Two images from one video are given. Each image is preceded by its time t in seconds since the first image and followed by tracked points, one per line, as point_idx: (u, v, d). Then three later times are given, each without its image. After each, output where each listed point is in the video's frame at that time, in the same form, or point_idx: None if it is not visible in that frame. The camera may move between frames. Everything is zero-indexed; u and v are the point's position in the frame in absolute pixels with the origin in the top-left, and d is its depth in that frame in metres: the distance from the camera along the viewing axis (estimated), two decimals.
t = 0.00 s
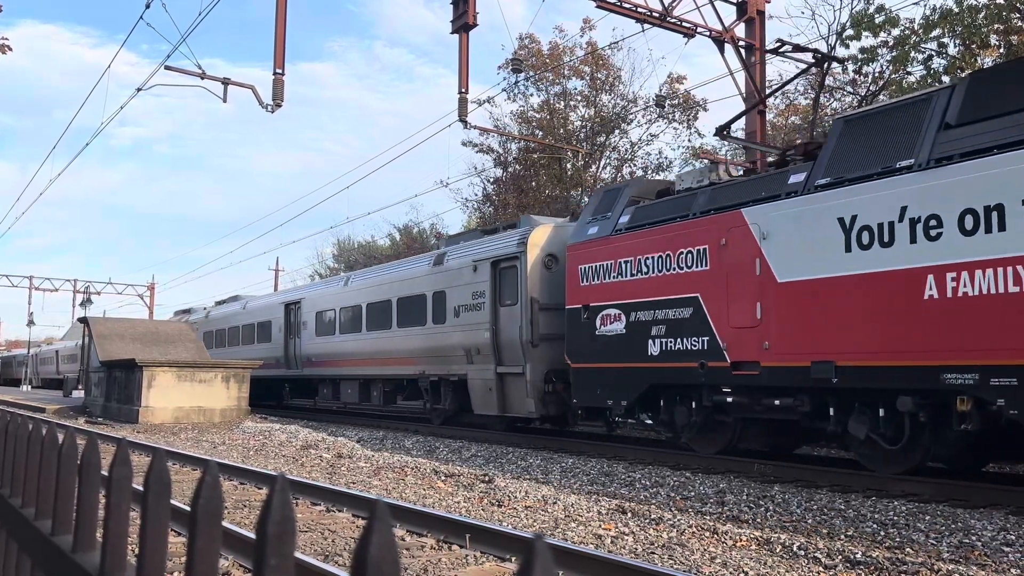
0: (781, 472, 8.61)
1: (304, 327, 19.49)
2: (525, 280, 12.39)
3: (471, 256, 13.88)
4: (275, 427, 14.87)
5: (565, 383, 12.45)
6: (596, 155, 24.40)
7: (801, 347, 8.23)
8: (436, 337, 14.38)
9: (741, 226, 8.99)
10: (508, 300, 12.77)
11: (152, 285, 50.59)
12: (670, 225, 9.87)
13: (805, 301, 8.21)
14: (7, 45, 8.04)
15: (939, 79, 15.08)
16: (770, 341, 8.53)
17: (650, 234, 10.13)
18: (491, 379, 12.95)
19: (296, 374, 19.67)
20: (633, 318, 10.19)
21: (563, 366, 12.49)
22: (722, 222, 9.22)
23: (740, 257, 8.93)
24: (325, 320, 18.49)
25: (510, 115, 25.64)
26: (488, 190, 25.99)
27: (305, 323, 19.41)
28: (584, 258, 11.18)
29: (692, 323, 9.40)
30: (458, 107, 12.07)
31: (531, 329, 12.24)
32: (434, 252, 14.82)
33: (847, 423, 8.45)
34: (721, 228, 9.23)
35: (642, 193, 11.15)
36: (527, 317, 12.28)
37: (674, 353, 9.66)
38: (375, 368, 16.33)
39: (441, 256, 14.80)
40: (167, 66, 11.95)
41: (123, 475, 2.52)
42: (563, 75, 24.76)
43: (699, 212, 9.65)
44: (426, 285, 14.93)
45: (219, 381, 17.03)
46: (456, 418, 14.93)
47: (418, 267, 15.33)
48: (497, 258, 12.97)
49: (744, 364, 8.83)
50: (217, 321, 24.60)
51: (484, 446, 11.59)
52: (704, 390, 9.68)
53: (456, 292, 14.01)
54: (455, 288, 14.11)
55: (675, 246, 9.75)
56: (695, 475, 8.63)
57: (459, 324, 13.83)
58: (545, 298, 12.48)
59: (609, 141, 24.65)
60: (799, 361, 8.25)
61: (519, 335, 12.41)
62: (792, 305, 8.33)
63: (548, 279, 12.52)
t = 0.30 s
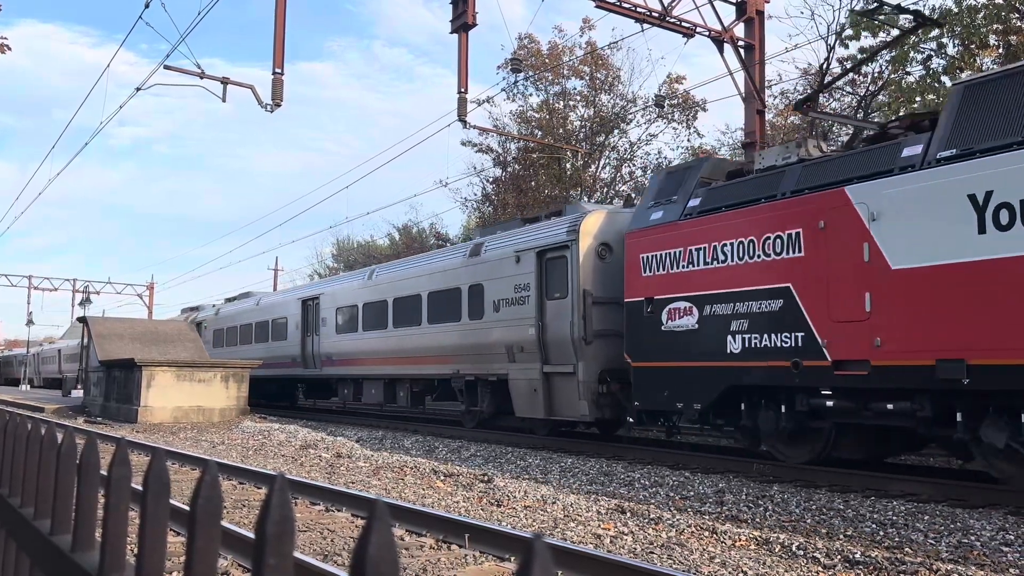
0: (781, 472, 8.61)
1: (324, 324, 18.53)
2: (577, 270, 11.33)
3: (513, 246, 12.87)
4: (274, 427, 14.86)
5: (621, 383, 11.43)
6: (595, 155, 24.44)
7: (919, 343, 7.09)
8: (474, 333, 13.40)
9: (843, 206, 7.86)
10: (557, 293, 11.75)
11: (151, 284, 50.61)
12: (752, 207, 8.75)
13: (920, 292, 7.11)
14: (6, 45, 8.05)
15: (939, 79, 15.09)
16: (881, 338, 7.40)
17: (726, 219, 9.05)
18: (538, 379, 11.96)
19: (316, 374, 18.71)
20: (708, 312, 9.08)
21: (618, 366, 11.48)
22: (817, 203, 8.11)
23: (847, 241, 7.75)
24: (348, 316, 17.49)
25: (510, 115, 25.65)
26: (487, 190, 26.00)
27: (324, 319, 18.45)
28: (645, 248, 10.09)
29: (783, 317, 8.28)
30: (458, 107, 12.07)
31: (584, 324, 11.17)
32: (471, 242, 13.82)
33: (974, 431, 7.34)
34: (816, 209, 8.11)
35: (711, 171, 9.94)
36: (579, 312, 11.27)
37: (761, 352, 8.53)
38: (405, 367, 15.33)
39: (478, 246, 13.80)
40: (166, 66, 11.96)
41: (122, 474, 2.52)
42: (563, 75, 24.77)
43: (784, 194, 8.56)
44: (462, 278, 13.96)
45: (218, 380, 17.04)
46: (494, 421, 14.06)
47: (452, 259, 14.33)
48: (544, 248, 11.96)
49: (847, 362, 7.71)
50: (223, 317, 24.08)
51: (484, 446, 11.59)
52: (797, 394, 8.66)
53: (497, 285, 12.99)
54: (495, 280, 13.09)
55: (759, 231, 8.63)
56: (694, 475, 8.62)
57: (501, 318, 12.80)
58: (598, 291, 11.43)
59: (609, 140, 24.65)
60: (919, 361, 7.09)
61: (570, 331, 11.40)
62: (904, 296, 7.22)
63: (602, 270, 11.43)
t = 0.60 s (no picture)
0: (780, 472, 8.60)
1: (347, 320, 17.65)
2: (642, 259, 10.32)
3: (564, 234, 11.88)
4: (274, 426, 14.85)
5: (690, 384, 10.34)
6: (595, 155, 24.47)
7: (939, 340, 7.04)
8: (518, 328, 12.44)
9: (976, 180, 6.95)
10: (618, 284, 10.77)
11: (151, 284, 50.60)
12: (862, 184, 7.85)
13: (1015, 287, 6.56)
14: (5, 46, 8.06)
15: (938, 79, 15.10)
16: None
17: (834, 198, 8.06)
18: (594, 379, 10.96)
19: (338, 374, 17.82)
20: (808, 303, 8.14)
21: (687, 365, 10.41)
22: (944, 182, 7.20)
23: (981, 219, 6.85)
24: (374, 312, 16.57)
25: (509, 115, 25.65)
26: (487, 189, 26.00)
27: (348, 315, 17.57)
28: (727, 233, 9.12)
29: (903, 308, 7.33)
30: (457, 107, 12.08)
31: (651, 319, 10.15)
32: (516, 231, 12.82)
33: None
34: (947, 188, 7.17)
35: (800, 149, 9.17)
36: (645, 305, 10.24)
37: (875, 348, 7.55)
38: (437, 367, 14.38)
39: (523, 235, 12.82)
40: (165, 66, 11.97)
41: (122, 474, 2.53)
42: (562, 75, 24.77)
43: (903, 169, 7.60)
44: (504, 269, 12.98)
45: (217, 380, 17.04)
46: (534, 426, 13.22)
47: (493, 250, 13.36)
48: (602, 235, 10.98)
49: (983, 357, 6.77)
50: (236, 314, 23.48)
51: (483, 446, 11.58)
52: (919, 397, 7.64)
53: (545, 276, 12.00)
54: (544, 272, 12.09)
55: (873, 211, 7.68)
56: (694, 475, 8.62)
57: (551, 313, 11.81)
58: (666, 281, 10.38)
59: (608, 140, 24.65)
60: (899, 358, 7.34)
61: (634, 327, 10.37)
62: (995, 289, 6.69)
63: (671, 259, 10.44)
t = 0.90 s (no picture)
0: (779, 472, 8.62)
1: (373, 315, 16.56)
2: (727, 243, 9.15)
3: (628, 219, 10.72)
4: (273, 426, 14.84)
5: (780, 385, 9.12)
6: (595, 154, 24.48)
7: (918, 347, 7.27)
8: (573, 324, 11.34)
9: None
10: (695, 272, 9.59)
11: (151, 283, 50.68)
12: (1000, 156, 6.83)
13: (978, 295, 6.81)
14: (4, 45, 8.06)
15: (937, 79, 15.09)
16: None
17: (880, 186, 7.73)
18: (665, 380, 9.82)
19: (363, 373, 16.72)
20: (940, 293, 7.10)
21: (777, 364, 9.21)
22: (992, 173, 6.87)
23: None
24: (404, 307, 15.51)
25: (508, 115, 25.64)
26: (486, 189, 26.00)
27: (373, 310, 16.48)
28: (832, 213, 8.13)
29: None
30: (456, 107, 12.07)
31: (738, 311, 8.97)
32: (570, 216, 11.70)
33: None
34: (1000, 178, 6.80)
35: (917, 119, 8.25)
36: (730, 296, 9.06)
37: None
38: (477, 366, 13.30)
39: (577, 221, 11.68)
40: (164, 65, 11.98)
41: (121, 473, 2.53)
42: (562, 75, 24.77)
43: (952, 157, 7.24)
44: (555, 259, 11.90)
45: (216, 380, 17.04)
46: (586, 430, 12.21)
47: (544, 238, 12.25)
48: (676, 218, 9.83)
49: None
50: (252, 309, 22.55)
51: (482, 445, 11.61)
52: None
53: (606, 265, 10.86)
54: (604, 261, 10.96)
55: (1012, 186, 6.68)
56: (692, 475, 8.63)
57: (613, 306, 10.66)
58: (754, 270, 9.22)
59: (607, 140, 24.66)
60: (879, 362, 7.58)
61: (716, 320, 9.21)
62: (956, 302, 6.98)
63: (761, 244, 9.27)
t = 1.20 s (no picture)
0: (777, 471, 8.63)
1: (402, 310, 15.47)
2: (838, 226, 8.04)
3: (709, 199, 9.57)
4: (272, 425, 14.82)
5: (898, 387, 8.07)
6: (594, 154, 24.48)
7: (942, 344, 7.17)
8: (644, 316, 10.26)
9: None
10: (798, 258, 8.45)
11: (150, 282, 50.70)
12: None
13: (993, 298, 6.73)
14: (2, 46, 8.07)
15: (936, 78, 15.09)
16: None
17: (954, 171, 7.17)
18: (759, 380, 8.68)
19: (392, 373, 15.61)
20: None
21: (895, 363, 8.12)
22: (989, 171, 6.88)
23: None
24: (439, 302, 14.45)
25: (507, 114, 25.63)
26: (486, 189, 25.98)
27: (403, 304, 15.42)
28: (973, 187, 6.96)
29: None
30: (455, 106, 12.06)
31: (854, 302, 7.85)
32: (638, 199, 10.58)
33: None
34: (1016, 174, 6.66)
35: None
36: (843, 286, 7.93)
37: None
38: (525, 364, 12.26)
39: (647, 203, 10.53)
40: (163, 65, 11.98)
41: (120, 473, 2.54)
42: (561, 74, 24.76)
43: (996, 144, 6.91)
44: (620, 246, 10.77)
45: (215, 379, 17.03)
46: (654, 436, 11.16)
47: (606, 223, 11.11)
48: (773, 196, 8.70)
49: None
50: (268, 306, 21.34)
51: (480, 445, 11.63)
52: None
53: (684, 252, 9.71)
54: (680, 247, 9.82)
55: None
56: (692, 474, 8.64)
57: (694, 296, 9.53)
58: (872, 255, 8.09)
59: (607, 140, 24.68)
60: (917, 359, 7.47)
61: (825, 312, 8.07)
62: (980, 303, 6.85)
63: (878, 225, 8.13)
